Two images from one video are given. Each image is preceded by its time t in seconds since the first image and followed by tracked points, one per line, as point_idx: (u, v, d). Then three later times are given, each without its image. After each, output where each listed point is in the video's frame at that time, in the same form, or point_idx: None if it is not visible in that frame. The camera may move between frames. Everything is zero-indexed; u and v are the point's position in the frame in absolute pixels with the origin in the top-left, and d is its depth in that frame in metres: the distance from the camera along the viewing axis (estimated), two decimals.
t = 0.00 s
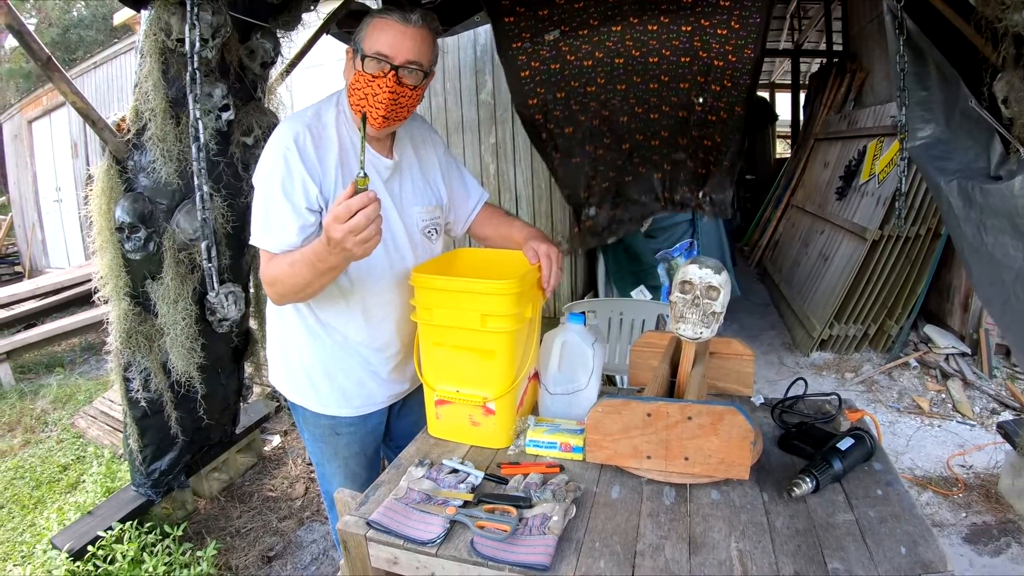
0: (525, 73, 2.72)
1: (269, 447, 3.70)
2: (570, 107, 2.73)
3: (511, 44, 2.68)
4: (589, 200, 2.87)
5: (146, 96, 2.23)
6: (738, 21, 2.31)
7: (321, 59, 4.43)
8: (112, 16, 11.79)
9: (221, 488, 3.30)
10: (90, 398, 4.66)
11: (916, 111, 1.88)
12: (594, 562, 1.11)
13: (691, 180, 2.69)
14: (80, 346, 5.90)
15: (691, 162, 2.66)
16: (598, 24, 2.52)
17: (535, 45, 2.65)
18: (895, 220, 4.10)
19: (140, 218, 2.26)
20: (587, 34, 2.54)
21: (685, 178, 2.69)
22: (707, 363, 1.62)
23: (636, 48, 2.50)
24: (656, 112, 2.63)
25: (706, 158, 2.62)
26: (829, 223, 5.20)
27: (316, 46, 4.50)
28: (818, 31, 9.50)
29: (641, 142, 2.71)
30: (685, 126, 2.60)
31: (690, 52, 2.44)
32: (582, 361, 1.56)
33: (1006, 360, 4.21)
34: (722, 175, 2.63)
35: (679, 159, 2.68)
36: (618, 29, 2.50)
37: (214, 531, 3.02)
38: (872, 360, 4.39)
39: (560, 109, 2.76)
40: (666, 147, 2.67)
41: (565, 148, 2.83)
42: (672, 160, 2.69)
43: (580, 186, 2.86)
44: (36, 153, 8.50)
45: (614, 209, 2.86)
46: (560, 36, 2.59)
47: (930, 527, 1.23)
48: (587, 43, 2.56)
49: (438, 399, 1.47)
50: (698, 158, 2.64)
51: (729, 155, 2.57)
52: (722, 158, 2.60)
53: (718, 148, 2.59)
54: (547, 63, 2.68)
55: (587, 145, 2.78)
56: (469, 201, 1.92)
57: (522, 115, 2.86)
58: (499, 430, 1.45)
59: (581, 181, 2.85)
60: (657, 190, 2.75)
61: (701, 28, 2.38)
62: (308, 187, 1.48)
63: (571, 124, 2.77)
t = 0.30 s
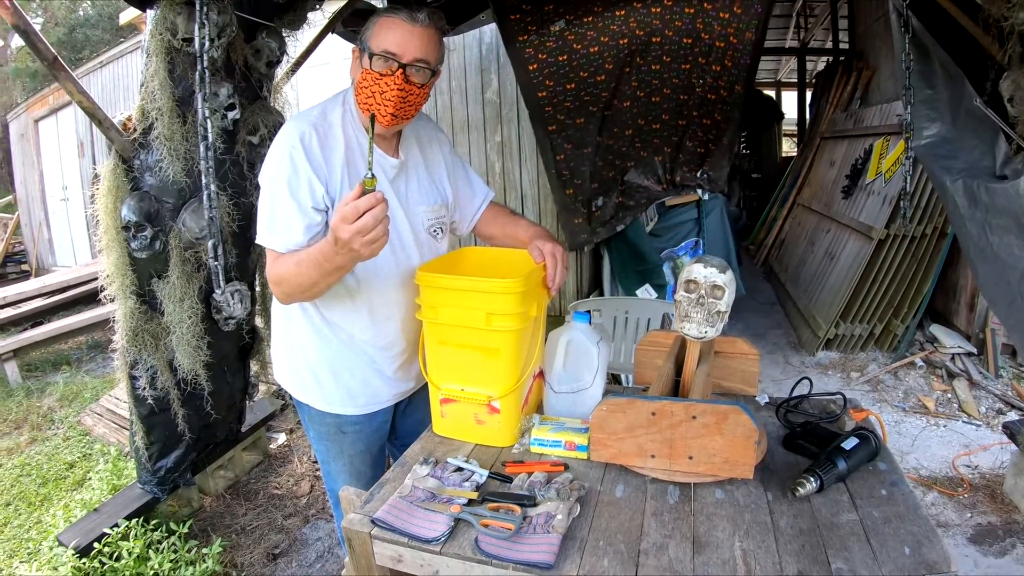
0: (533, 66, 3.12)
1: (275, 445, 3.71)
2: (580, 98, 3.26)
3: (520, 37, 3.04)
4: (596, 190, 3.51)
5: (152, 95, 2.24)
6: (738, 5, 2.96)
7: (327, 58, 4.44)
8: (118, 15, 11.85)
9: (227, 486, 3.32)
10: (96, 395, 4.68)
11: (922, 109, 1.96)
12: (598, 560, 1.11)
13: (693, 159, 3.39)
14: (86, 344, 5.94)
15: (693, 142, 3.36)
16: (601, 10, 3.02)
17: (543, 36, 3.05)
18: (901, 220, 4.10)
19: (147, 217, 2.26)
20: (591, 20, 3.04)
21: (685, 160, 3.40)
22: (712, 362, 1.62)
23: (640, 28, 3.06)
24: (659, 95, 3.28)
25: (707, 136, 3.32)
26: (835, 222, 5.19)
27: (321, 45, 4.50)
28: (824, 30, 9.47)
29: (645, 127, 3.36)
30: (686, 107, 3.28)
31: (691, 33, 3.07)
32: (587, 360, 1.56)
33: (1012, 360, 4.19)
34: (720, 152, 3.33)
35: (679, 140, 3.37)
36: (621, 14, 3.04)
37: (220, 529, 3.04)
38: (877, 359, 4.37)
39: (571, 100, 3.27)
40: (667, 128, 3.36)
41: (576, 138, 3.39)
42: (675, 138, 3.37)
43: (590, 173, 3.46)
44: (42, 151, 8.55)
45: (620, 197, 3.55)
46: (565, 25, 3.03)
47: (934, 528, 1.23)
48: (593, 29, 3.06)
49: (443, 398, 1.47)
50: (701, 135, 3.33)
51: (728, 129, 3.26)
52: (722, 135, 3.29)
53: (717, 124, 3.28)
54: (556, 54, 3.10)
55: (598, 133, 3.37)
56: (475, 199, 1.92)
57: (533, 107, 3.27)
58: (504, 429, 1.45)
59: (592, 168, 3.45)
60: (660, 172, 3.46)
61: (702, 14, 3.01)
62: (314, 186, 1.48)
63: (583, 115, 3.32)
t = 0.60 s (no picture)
0: (539, 69, 3.10)
1: (279, 444, 3.72)
2: (586, 99, 3.24)
3: (525, 40, 3.00)
4: (601, 189, 3.52)
5: (157, 95, 2.24)
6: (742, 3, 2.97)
7: (332, 58, 4.45)
8: (123, 15, 11.88)
9: (231, 484, 3.33)
10: (101, 394, 4.70)
11: (930, 110, 2.07)
12: (601, 560, 1.11)
13: (701, 157, 3.47)
14: (91, 342, 5.96)
15: (700, 141, 3.41)
16: (606, 11, 3.00)
17: (548, 38, 3.02)
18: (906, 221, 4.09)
19: (152, 216, 2.28)
20: (596, 23, 3.01)
21: (693, 160, 3.48)
22: (716, 362, 1.62)
23: (645, 30, 3.04)
24: (664, 95, 3.28)
25: (714, 134, 3.38)
26: (840, 222, 5.18)
27: (326, 44, 4.51)
28: (829, 30, 9.45)
29: (650, 126, 3.39)
30: (691, 106, 3.32)
31: (695, 34, 3.06)
32: (591, 360, 1.56)
33: (1018, 361, 4.18)
34: (726, 150, 3.41)
35: (686, 139, 3.44)
36: (626, 15, 3.00)
37: (224, 527, 3.05)
38: (882, 360, 4.36)
39: (576, 102, 3.24)
40: (674, 128, 3.41)
41: (582, 138, 3.37)
42: (682, 137, 3.43)
43: (598, 173, 3.47)
44: (48, 150, 8.59)
45: (625, 196, 3.60)
46: (571, 27, 3.00)
47: (938, 529, 1.23)
48: (598, 31, 3.03)
49: (447, 398, 1.48)
50: (708, 133, 3.39)
51: (733, 125, 3.33)
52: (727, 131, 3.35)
53: (722, 121, 3.34)
54: (561, 56, 3.07)
55: (604, 133, 3.36)
56: (479, 199, 1.93)
57: (540, 109, 3.24)
58: (508, 428, 1.46)
59: (601, 168, 3.45)
60: (667, 173, 3.53)
61: (707, 13, 3.00)
62: (319, 191, 1.47)
63: (589, 116, 3.30)
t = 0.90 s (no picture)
0: (543, 68, 3.11)
1: (284, 444, 3.73)
2: (590, 99, 3.23)
3: (530, 40, 3.02)
4: (606, 190, 3.49)
5: (162, 95, 2.25)
6: (748, 5, 2.97)
7: (337, 59, 4.45)
8: (128, 15, 11.93)
9: (236, 484, 3.33)
10: (106, 393, 4.71)
11: (934, 110, 2.10)
12: (605, 561, 1.11)
13: (706, 159, 3.40)
14: (96, 342, 5.98)
15: (706, 143, 3.36)
16: (611, 12, 3.02)
17: (553, 38, 3.04)
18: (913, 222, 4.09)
19: (157, 216, 2.27)
20: (601, 23, 3.03)
21: (698, 162, 3.41)
22: (721, 363, 1.61)
23: (651, 32, 3.06)
24: (669, 96, 3.27)
25: (720, 137, 3.32)
26: (845, 223, 5.16)
27: (331, 45, 4.51)
28: (834, 30, 9.43)
29: (656, 128, 3.36)
30: (696, 108, 3.28)
31: (701, 36, 3.07)
32: (596, 361, 1.56)
33: None
34: (732, 153, 3.34)
35: (690, 141, 3.38)
36: (632, 16, 3.03)
37: (228, 527, 3.05)
38: (887, 361, 4.34)
39: (581, 102, 3.24)
40: (679, 130, 3.36)
41: (586, 139, 3.36)
42: (687, 138, 3.37)
43: (603, 173, 3.44)
44: (53, 151, 8.63)
45: (631, 196, 3.56)
46: (576, 27, 3.02)
47: (943, 531, 1.22)
48: (603, 31, 3.05)
49: (452, 398, 1.48)
50: (714, 135, 3.33)
51: (740, 129, 3.27)
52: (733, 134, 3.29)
53: (728, 124, 3.28)
54: (566, 56, 3.09)
55: (609, 134, 3.35)
56: (485, 196, 1.92)
57: (544, 108, 3.24)
58: (513, 429, 1.45)
59: (605, 169, 3.43)
60: (672, 174, 3.47)
61: (713, 15, 3.01)
62: (329, 212, 1.46)
63: (593, 116, 3.30)
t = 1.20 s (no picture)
0: (547, 66, 3.10)
1: (288, 443, 3.73)
2: (595, 96, 3.23)
3: (534, 38, 3.03)
4: (610, 188, 3.48)
5: (165, 93, 2.24)
6: None
7: (340, 57, 4.43)
8: (132, 14, 11.94)
9: (239, 483, 3.33)
10: (110, 392, 4.72)
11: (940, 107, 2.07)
12: (611, 562, 1.10)
13: (711, 156, 3.37)
14: (100, 341, 5.99)
15: (711, 140, 3.33)
16: (615, 9, 3.01)
17: (557, 35, 3.03)
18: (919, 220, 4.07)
19: (160, 214, 2.27)
20: (605, 20, 3.02)
21: (703, 159, 3.38)
22: (727, 362, 1.60)
23: (656, 29, 3.05)
24: (673, 93, 3.24)
25: (725, 133, 3.29)
26: (850, 222, 5.14)
27: (335, 43, 4.50)
28: (839, 28, 9.39)
29: (660, 125, 3.35)
30: (701, 104, 3.25)
31: (705, 31, 3.05)
32: (601, 359, 1.55)
33: None
34: (737, 149, 3.32)
35: (695, 138, 3.35)
36: (636, 13, 3.02)
37: (231, 525, 3.05)
38: (892, 360, 4.32)
39: (585, 99, 3.23)
40: (683, 127, 3.34)
41: (590, 137, 3.35)
42: (691, 136, 3.35)
43: (607, 172, 3.44)
44: (57, 150, 8.65)
45: (636, 194, 3.53)
46: (580, 24, 3.01)
47: (950, 531, 1.21)
48: (607, 28, 3.04)
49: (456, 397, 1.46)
50: (718, 132, 3.30)
51: (744, 124, 3.24)
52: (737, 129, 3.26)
53: (733, 120, 3.25)
54: (570, 53, 3.08)
55: (613, 132, 3.33)
56: (491, 193, 1.90)
57: (549, 106, 3.25)
58: (518, 427, 1.44)
59: (610, 168, 3.42)
60: (677, 172, 3.45)
61: (717, 9, 2.98)
62: (339, 235, 1.45)
63: (598, 114, 3.28)
